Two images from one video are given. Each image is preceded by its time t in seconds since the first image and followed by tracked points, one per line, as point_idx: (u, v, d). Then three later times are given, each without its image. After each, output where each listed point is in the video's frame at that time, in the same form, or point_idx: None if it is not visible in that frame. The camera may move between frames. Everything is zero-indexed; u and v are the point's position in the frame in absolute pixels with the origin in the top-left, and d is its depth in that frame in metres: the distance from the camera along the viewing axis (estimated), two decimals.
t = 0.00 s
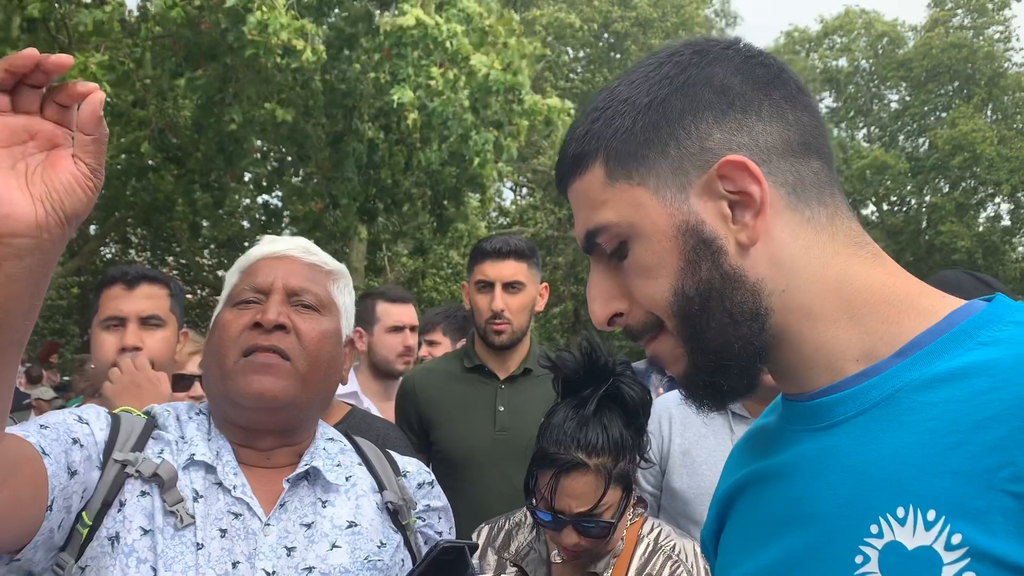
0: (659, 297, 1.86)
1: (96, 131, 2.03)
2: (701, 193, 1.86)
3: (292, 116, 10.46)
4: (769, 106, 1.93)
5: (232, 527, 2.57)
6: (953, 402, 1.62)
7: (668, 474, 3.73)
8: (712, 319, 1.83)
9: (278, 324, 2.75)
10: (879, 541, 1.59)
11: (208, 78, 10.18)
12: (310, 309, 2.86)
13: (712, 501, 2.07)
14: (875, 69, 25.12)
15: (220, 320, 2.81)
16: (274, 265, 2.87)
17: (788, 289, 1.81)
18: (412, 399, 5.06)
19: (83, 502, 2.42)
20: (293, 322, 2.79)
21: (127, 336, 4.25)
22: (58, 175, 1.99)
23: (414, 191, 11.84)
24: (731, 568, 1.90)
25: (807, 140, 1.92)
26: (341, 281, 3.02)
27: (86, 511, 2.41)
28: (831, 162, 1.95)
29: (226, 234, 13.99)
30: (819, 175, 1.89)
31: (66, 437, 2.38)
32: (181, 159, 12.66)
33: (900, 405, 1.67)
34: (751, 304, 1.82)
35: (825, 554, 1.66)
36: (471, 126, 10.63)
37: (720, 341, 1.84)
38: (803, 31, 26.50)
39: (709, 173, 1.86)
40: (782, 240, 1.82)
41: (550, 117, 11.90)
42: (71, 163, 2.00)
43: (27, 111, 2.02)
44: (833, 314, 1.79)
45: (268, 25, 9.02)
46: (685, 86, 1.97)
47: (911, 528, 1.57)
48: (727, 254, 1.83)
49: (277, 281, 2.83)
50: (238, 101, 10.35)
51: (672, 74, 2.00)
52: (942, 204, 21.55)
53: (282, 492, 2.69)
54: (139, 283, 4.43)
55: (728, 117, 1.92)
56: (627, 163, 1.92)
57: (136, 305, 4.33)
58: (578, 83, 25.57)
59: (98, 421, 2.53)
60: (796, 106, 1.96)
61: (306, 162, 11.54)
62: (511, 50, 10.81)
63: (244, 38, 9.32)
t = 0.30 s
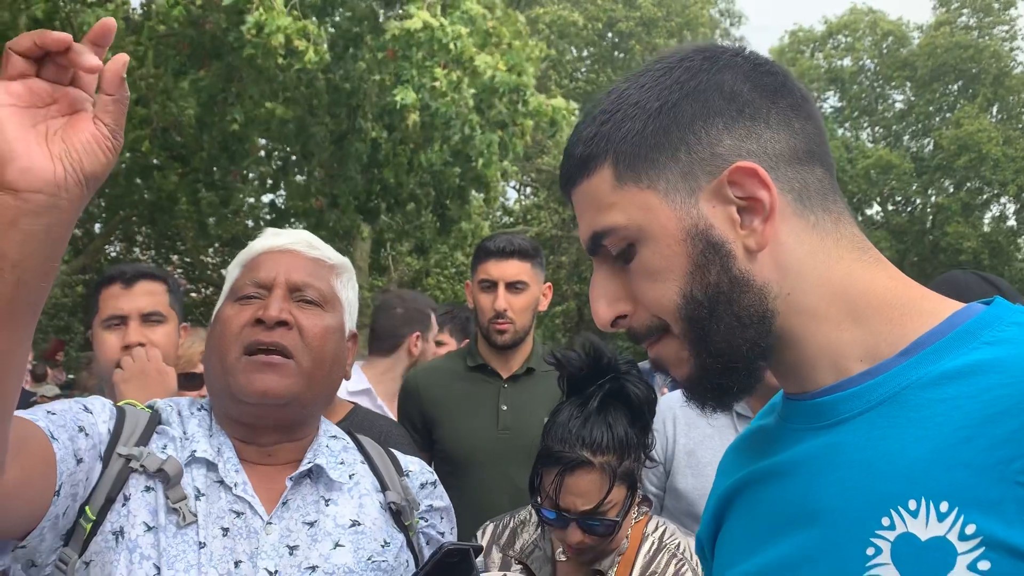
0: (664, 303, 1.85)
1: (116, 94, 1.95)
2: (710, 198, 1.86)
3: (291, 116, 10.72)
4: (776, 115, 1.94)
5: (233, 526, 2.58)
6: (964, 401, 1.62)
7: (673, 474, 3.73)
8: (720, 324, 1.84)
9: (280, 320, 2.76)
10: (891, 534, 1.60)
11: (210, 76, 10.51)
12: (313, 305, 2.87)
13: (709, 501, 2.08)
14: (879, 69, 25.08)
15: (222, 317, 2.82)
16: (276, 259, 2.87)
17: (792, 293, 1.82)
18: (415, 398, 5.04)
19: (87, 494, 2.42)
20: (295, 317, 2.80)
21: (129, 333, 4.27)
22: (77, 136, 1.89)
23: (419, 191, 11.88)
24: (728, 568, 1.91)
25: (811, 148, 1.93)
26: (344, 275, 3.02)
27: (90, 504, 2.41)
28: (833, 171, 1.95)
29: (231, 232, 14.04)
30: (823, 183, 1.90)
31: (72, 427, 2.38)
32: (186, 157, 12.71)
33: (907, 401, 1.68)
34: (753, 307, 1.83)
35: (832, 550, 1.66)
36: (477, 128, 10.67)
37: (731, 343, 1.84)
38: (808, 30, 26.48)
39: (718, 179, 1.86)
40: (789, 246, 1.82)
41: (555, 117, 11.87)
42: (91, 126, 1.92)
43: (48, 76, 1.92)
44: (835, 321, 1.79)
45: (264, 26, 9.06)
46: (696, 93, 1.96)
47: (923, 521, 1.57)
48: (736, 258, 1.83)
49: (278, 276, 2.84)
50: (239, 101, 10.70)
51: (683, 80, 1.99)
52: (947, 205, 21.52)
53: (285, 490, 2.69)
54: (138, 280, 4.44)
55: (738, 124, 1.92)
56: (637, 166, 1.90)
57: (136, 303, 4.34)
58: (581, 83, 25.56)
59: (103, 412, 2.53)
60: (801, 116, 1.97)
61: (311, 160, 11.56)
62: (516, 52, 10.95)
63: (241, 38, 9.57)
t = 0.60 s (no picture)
0: (676, 308, 1.79)
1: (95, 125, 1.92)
2: (727, 203, 1.81)
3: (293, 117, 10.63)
4: (791, 122, 1.90)
5: (224, 529, 2.55)
6: (969, 401, 1.59)
7: (667, 477, 3.70)
8: (731, 329, 1.77)
9: (269, 332, 2.71)
10: (894, 531, 1.57)
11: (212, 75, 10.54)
12: (304, 311, 2.82)
13: (705, 498, 2.06)
14: (881, 69, 25.05)
15: (211, 323, 2.77)
16: (266, 263, 2.80)
17: (800, 299, 1.78)
18: (417, 397, 5.01)
19: (78, 499, 2.39)
20: (285, 327, 2.75)
21: (128, 333, 4.25)
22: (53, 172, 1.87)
23: (420, 192, 12.09)
24: (723, 567, 1.88)
25: (819, 154, 1.89)
26: (338, 274, 2.95)
27: (81, 509, 2.38)
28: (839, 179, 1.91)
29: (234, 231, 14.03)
30: (832, 190, 1.86)
31: (62, 432, 2.35)
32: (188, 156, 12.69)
33: (909, 402, 1.65)
34: (762, 312, 1.78)
35: (832, 550, 1.63)
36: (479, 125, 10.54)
37: (742, 347, 1.78)
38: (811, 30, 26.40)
39: (736, 184, 1.81)
40: (800, 254, 1.78)
41: (557, 114, 11.75)
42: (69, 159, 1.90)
43: (24, 106, 1.88)
44: (844, 331, 1.76)
45: (263, 28, 8.99)
46: (715, 95, 1.90)
47: (927, 519, 1.54)
48: (749, 265, 1.78)
49: (267, 283, 2.78)
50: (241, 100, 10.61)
51: (699, 80, 1.92)
52: (951, 205, 21.43)
53: (278, 493, 2.67)
54: (136, 280, 4.41)
55: (755, 129, 1.87)
56: (651, 168, 1.84)
57: (134, 303, 4.32)
58: (584, 83, 25.52)
59: (93, 415, 2.49)
60: (813, 125, 1.93)
61: (313, 160, 11.54)
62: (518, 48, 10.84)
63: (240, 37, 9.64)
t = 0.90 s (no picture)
0: (693, 289, 1.72)
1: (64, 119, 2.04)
2: (765, 182, 1.75)
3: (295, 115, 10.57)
4: (837, 113, 1.83)
5: (215, 530, 2.51)
6: (992, 406, 1.54)
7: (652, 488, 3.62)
8: (749, 308, 1.72)
9: (256, 324, 2.68)
10: (912, 536, 1.53)
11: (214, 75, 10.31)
12: (291, 305, 2.80)
13: (693, 488, 2.00)
14: (882, 70, 24.84)
15: (198, 319, 2.74)
16: (253, 258, 2.80)
17: (823, 288, 1.72)
18: (416, 396, 4.97)
19: (64, 499, 2.35)
20: (271, 319, 2.72)
21: (127, 333, 4.21)
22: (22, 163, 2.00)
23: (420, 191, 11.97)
24: (719, 563, 1.83)
25: (860, 150, 1.82)
26: (325, 272, 2.95)
27: (67, 509, 2.34)
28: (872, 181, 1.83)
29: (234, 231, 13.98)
30: (864, 187, 1.80)
31: (48, 430, 2.33)
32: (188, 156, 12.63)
33: (929, 405, 1.60)
34: (786, 298, 1.72)
35: (843, 551, 1.59)
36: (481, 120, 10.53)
37: (754, 330, 1.72)
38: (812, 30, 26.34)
39: (776, 165, 1.74)
40: (829, 247, 1.72)
41: (558, 108, 11.64)
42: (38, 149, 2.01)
43: None
44: (866, 322, 1.70)
45: (270, 27, 8.97)
46: (768, 74, 1.83)
47: (948, 525, 1.50)
48: (777, 249, 1.72)
49: (253, 277, 2.76)
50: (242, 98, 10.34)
51: (755, 57, 1.86)
52: (952, 207, 21.39)
53: (268, 493, 2.64)
54: (135, 280, 4.38)
55: (803, 115, 1.80)
56: (695, 131, 1.78)
57: (133, 302, 4.29)
58: (585, 83, 25.46)
59: (81, 414, 2.46)
60: (859, 120, 1.85)
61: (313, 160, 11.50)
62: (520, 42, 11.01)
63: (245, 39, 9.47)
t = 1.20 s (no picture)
0: (714, 274, 1.70)
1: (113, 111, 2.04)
2: (791, 170, 1.72)
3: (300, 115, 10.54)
4: (866, 108, 1.79)
5: (213, 529, 2.50)
6: (1010, 412, 1.53)
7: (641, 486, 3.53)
8: (772, 295, 1.69)
9: (259, 317, 2.68)
10: (927, 539, 1.53)
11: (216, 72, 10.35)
12: (295, 302, 2.80)
13: (689, 478, 1.95)
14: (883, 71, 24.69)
15: (203, 313, 2.75)
16: (259, 255, 2.80)
17: (845, 283, 1.70)
18: (418, 398, 4.97)
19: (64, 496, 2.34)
20: (274, 313, 2.72)
21: (133, 334, 4.20)
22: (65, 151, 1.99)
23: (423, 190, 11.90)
24: (717, 552, 1.80)
25: (885, 149, 1.79)
26: (330, 271, 2.95)
27: (68, 506, 2.33)
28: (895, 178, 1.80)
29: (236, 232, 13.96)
30: (890, 186, 1.77)
31: (50, 426, 2.32)
32: (189, 157, 12.62)
33: (944, 410, 1.59)
34: (808, 288, 1.70)
35: (854, 550, 1.58)
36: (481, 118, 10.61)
37: (776, 317, 1.69)
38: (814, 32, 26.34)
39: (803, 153, 1.72)
40: (850, 239, 1.71)
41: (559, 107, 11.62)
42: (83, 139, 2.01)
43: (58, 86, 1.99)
44: (892, 317, 1.68)
45: (282, 23, 8.97)
46: (801, 64, 1.80)
47: (965, 530, 1.50)
48: (800, 236, 1.70)
49: (258, 272, 2.77)
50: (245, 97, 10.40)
51: (789, 47, 1.82)
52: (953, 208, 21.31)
53: (267, 493, 2.62)
54: (140, 281, 4.36)
55: (833, 105, 1.77)
56: (725, 113, 1.74)
57: (139, 303, 4.28)
58: (586, 84, 25.44)
59: (83, 412, 2.45)
60: (887, 118, 1.83)
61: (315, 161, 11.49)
62: (522, 42, 11.19)
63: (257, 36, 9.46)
